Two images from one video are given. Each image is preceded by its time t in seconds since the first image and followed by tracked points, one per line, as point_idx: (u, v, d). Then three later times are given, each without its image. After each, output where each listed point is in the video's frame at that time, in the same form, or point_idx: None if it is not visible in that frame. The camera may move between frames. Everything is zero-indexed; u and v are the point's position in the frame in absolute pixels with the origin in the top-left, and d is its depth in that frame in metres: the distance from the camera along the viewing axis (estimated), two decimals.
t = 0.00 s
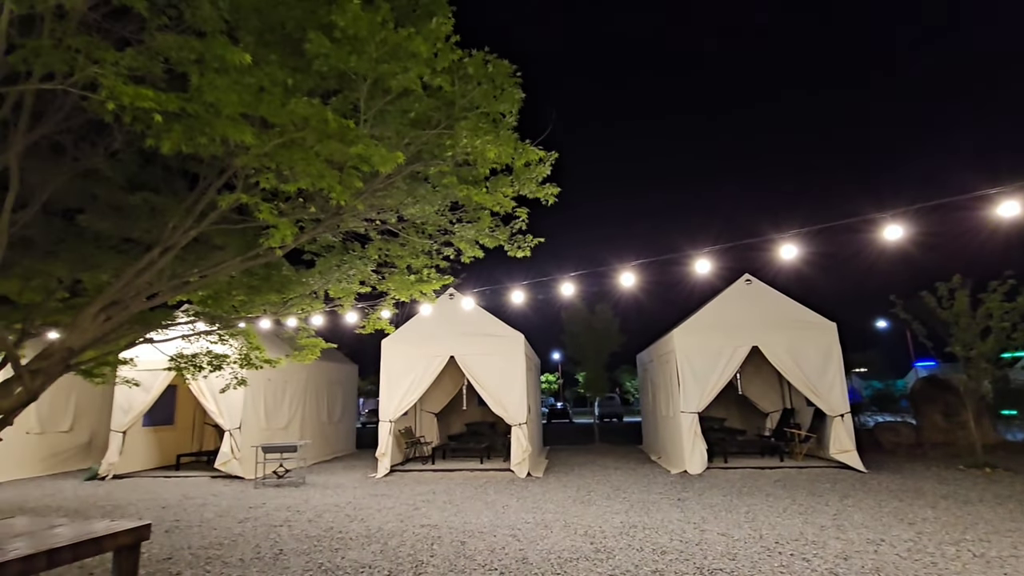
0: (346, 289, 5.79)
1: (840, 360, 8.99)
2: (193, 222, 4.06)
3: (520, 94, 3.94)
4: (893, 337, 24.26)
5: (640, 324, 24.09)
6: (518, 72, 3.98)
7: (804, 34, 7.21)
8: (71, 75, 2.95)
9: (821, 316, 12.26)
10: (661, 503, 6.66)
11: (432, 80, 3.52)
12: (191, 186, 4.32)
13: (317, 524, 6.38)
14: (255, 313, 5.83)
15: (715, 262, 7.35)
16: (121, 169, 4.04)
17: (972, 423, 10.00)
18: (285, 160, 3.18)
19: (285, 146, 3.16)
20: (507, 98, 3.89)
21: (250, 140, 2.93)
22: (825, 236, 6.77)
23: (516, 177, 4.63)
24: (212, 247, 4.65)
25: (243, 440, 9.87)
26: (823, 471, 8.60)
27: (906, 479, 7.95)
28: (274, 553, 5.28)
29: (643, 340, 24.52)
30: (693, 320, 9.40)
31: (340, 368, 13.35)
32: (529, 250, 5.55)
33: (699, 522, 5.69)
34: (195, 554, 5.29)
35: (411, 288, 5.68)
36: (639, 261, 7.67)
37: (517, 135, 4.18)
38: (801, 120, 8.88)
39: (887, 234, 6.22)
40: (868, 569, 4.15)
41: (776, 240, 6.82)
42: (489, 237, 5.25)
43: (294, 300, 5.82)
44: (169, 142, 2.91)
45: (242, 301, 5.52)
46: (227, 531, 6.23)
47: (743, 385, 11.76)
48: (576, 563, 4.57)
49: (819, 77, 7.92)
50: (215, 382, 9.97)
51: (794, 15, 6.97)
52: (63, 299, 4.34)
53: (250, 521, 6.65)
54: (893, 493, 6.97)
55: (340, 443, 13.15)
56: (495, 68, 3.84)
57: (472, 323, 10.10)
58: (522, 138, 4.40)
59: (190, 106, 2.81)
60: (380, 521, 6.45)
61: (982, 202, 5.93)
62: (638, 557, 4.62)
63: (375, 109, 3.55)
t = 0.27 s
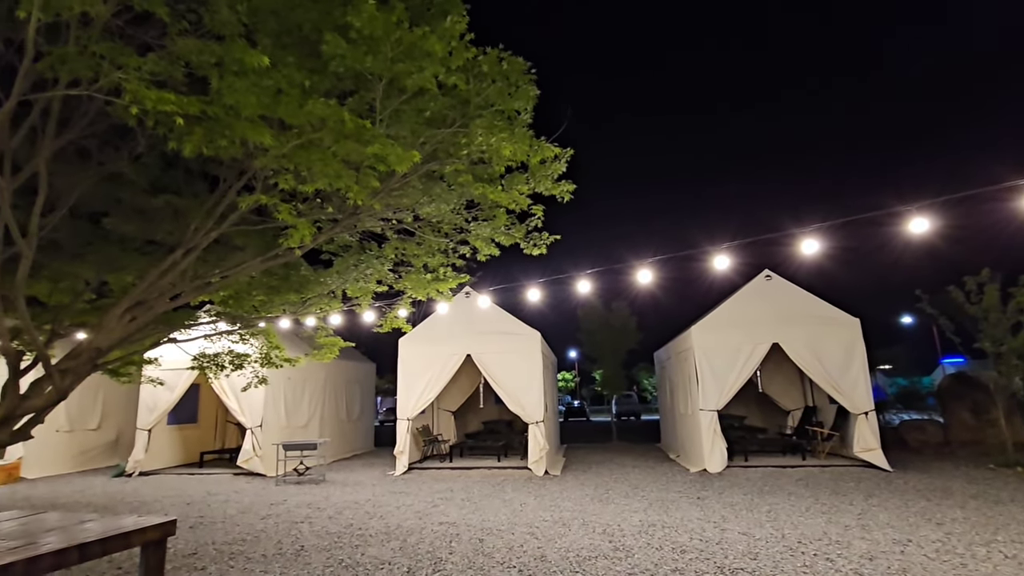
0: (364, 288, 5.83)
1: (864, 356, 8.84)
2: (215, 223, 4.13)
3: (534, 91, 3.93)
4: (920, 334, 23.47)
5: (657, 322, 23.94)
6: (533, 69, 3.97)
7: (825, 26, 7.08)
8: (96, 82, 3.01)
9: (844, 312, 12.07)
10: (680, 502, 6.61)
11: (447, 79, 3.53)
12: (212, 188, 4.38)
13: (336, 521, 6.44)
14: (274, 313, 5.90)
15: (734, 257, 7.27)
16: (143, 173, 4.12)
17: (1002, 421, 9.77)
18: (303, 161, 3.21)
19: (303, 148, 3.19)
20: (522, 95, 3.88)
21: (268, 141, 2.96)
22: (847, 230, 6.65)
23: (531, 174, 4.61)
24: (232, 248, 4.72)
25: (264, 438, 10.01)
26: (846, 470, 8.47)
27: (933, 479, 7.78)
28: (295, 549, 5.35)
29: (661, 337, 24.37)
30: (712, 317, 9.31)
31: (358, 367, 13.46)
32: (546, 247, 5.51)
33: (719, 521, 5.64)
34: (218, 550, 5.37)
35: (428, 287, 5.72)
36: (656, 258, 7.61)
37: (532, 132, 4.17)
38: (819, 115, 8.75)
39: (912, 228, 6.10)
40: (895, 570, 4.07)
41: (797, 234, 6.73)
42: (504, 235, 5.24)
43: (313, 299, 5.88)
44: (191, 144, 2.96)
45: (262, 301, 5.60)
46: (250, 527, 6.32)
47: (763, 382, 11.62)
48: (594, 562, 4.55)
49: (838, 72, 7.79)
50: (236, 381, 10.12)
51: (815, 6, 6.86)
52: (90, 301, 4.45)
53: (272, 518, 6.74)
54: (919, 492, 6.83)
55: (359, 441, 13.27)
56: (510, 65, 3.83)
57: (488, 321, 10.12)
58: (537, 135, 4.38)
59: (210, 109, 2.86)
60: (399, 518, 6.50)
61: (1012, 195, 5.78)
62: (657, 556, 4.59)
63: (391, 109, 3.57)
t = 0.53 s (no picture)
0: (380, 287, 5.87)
1: (887, 353, 8.70)
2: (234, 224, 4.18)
3: (548, 88, 3.92)
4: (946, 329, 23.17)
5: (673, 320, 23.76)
6: (547, 66, 3.96)
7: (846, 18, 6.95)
8: (119, 86, 3.06)
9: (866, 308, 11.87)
10: (698, 501, 6.57)
11: (461, 78, 3.53)
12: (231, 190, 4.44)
13: (354, 518, 6.50)
14: (293, 312, 5.97)
15: (752, 253, 7.19)
16: (164, 175, 4.19)
17: None
18: (320, 162, 3.23)
19: (319, 148, 3.22)
20: (536, 93, 3.88)
21: (286, 142, 2.99)
22: (869, 225, 6.54)
23: (546, 172, 4.60)
24: (251, 249, 4.78)
25: (283, 436, 10.13)
26: (869, 469, 8.34)
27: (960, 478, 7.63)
28: (315, 546, 5.41)
29: (677, 335, 24.22)
30: (729, 314, 9.21)
31: (374, 366, 13.55)
32: (560, 245, 5.52)
33: (738, 521, 5.59)
34: (240, 546, 5.45)
35: (443, 285, 5.76)
36: (672, 255, 7.55)
37: (547, 130, 4.17)
38: (840, 108, 8.60)
39: (938, 222, 5.97)
40: (920, 571, 4.00)
41: (817, 230, 6.63)
42: (519, 233, 5.24)
43: (330, 299, 5.93)
44: (211, 147, 3.00)
45: (280, 301, 5.67)
46: (270, 523, 6.41)
47: (783, 380, 11.49)
48: (612, 560, 4.54)
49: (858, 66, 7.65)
50: (256, 380, 10.26)
51: None
52: (114, 302, 4.54)
53: (292, 514, 6.82)
54: (945, 492, 6.71)
55: (376, 439, 13.37)
56: (524, 63, 3.82)
57: (503, 319, 10.13)
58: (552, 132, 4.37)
59: (229, 112, 2.89)
60: (416, 516, 6.54)
61: None
62: (676, 556, 4.57)
63: (405, 109, 3.59)
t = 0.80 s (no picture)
0: (399, 287, 5.91)
1: (916, 349, 8.53)
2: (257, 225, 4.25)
3: (566, 85, 3.90)
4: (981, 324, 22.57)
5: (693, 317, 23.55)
6: (565, 63, 3.94)
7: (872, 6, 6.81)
8: (146, 92, 3.13)
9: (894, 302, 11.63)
10: (720, 500, 6.51)
11: (479, 76, 3.55)
12: (253, 193, 4.52)
13: (377, 515, 6.57)
14: (314, 312, 6.05)
15: (776, 249, 7.08)
16: (189, 178, 4.27)
17: None
18: (341, 162, 3.27)
19: (340, 150, 3.25)
20: (554, 89, 3.87)
21: (307, 144, 3.03)
22: (898, 218, 6.40)
23: (564, 169, 4.59)
24: (273, 251, 4.85)
25: (306, 433, 10.27)
26: (898, 469, 8.17)
27: (993, 478, 7.44)
28: (338, 542, 5.48)
29: (698, 332, 24.01)
30: (752, 310, 9.08)
31: (394, 365, 13.66)
32: (579, 242, 5.50)
33: (763, 520, 5.53)
34: (266, 541, 5.55)
35: (462, 284, 5.79)
36: (693, 251, 7.47)
37: (565, 126, 4.16)
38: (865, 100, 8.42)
39: (970, 213, 5.83)
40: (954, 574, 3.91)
41: (843, 223, 6.52)
42: (538, 231, 5.24)
43: (350, 299, 5.98)
44: (235, 151, 3.05)
45: (302, 301, 5.75)
46: (295, 519, 6.52)
47: (808, 377, 11.31)
48: (634, 559, 4.52)
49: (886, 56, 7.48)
50: (280, 379, 10.42)
51: None
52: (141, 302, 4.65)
53: (316, 511, 6.92)
54: (978, 492, 6.54)
55: (397, 437, 13.47)
56: (541, 59, 3.81)
57: (522, 317, 10.13)
58: (570, 129, 4.35)
59: (252, 115, 2.93)
60: (438, 513, 6.58)
61: None
62: (699, 555, 4.53)
63: (424, 109, 3.61)
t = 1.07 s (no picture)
0: (419, 285, 5.95)
1: (950, 345, 8.32)
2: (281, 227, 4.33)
3: (585, 81, 3.89)
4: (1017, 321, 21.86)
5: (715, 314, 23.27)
6: (583, 59, 3.92)
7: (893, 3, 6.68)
8: (173, 98, 3.19)
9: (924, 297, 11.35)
10: (745, 499, 6.44)
11: (497, 74, 3.55)
12: (276, 195, 4.59)
13: (400, 512, 6.63)
14: (337, 312, 6.12)
15: (801, 243, 6.95)
16: (214, 182, 4.35)
17: None
18: (361, 164, 3.29)
19: (361, 151, 3.28)
20: (573, 86, 3.84)
21: (328, 145, 3.06)
22: (928, 210, 6.24)
23: (583, 166, 4.56)
24: (296, 251, 4.92)
25: (330, 431, 10.41)
26: (930, 468, 7.98)
27: None
28: (363, 538, 5.54)
29: (720, 329, 23.73)
30: (777, 306, 8.94)
31: (415, 363, 13.76)
32: (599, 240, 5.46)
33: (789, 519, 5.45)
34: (292, 536, 5.64)
35: (482, 282, 5.81)
36: (715, 246, 7.37)
37: (584, 122, 4.14)
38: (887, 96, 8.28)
39: (1004, 204, 5.66)
40: None
41: (871, 216, 6.37)
42: (557, 229, 5.21)
43: (372, 298, 6.04)
44: (259, 154, 3.09)
45: (325, 301, 5.83)
46: (320, 515, 6.61)
47: (835, 374, 11.10)
48: (657, 558, 4.49)
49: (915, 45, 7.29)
50: (303, 378, 10.58)
51: None
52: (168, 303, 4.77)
53: (340, 507, 7.01)
54: (1015, 492, 6.35)
55: (418, 435, 13.58)
56: (559, 56, 3.80)
57: (542, 315, 10.12)
58: (589, 125, 4.33)
59: (275, 118, 2.97)
60: (460, 510, 6.62)
61: None
62: (723, 554, 4.48)
63: (443, 108, 3.62)
